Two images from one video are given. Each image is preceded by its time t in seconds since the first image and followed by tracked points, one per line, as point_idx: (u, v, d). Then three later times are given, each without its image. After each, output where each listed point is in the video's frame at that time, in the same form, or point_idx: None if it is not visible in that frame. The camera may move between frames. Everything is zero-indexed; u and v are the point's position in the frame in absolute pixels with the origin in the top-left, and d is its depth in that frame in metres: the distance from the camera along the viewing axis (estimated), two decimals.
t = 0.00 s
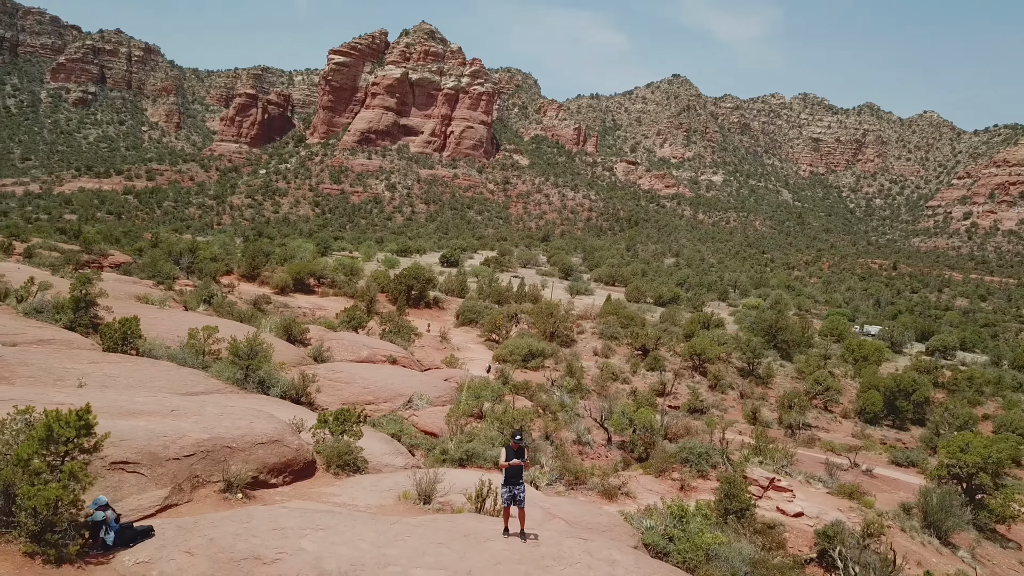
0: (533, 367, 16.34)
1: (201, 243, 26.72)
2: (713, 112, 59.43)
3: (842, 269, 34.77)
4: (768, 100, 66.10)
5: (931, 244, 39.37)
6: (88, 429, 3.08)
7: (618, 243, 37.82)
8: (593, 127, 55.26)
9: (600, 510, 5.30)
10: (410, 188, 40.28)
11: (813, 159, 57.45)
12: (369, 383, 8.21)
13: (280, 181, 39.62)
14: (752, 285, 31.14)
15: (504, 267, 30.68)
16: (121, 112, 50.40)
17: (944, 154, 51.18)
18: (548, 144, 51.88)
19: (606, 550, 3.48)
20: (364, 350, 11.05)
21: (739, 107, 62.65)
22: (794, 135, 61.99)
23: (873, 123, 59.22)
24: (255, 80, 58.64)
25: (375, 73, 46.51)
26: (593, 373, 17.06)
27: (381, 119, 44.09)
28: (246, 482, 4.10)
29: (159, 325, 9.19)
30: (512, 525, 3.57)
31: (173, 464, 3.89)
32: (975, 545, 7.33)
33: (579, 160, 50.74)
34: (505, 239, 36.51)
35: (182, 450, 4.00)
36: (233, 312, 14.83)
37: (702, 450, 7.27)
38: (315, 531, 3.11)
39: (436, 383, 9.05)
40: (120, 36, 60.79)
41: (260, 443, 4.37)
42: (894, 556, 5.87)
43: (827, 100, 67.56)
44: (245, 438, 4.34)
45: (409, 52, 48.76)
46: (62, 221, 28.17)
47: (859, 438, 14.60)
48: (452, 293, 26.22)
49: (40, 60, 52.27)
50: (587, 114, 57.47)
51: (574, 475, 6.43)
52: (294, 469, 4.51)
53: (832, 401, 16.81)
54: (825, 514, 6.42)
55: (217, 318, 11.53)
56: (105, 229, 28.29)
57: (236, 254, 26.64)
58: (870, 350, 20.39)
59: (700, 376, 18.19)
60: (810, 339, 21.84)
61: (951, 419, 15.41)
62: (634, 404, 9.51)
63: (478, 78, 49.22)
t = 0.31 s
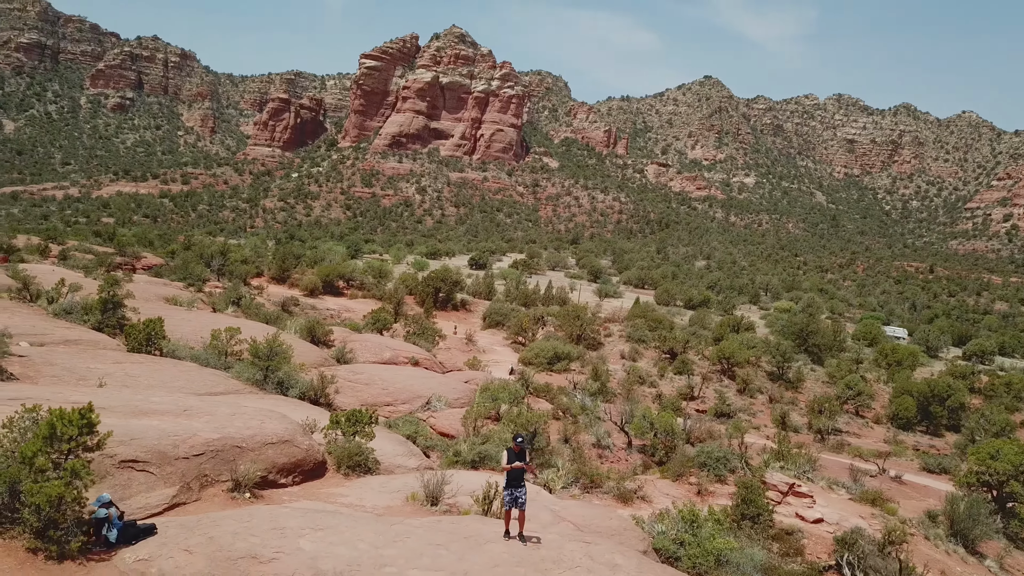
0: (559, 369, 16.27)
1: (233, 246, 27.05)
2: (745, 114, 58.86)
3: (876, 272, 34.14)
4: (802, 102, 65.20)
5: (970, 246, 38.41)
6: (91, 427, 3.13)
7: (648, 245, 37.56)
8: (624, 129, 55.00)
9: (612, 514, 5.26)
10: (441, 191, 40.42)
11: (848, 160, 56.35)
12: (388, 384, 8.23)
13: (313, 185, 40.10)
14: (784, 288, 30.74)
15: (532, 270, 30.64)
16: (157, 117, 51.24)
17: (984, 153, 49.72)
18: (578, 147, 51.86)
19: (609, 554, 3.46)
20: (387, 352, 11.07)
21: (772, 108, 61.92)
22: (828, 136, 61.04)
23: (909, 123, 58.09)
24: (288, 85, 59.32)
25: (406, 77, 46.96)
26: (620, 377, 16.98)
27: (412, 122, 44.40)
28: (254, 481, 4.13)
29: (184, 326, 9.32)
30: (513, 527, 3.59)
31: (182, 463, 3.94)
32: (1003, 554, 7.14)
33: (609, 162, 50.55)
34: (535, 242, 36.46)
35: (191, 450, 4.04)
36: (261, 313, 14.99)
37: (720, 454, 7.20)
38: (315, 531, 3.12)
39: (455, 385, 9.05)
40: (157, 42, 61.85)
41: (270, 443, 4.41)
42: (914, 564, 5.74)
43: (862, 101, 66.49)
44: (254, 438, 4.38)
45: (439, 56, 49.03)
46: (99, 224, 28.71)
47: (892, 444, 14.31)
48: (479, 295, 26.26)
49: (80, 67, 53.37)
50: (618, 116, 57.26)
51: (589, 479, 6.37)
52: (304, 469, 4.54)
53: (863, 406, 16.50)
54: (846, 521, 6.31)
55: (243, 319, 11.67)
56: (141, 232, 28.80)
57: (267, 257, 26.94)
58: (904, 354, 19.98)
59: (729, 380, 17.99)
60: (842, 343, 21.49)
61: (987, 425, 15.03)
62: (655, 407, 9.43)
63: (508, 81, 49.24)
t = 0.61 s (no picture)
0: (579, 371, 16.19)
1: (259, 248, 27.28)
2: (773, 114, 58.21)
3: (907, 274, 33.54)
4: (831, 102, 64.34)
5: (1004, 248, 37.54)
6: (91, 425, 3.16)
7: (674, 246, 37.29)
8: (650, 130, 54.74)
9: (621, 516, 5.22)
10: (465, 193, 40.52)
11: (878, 160, 55.28)
12: (403, 384, 8.25)
13: (339, 187, 40.56)
14: (812, 289, 30.35)
15: (556, 271, 30.55)
16: (187, 120, 51.94)
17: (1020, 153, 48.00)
18: (604, 148, 51.80)
19: (609, 556, 3.44)
20: (405, 353, 11.09)
21: (800, 108, 61.15)
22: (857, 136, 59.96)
23: (941, 122, 56.86)
24: (315, 88, 59.82)
25: (431, 79, 47.20)
26: (642, 379, 16.88)
27: (438, 125, 44.69)
28: (260, 480, 4.16)
29: (203, 326, 9.44)
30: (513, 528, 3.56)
31: (188, 461, 3.97)
32: None
33: (635, 163, 50.34)
34: (559, 243, 36.38)
35: (197, 448, 4.07)
36: (282, 314, 15.09)
37: (735, 457, 7.11)
38: (312, 529, 3.12)
39: (472, 385, 9.05)
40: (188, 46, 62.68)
41: (277, 442, 4.43)
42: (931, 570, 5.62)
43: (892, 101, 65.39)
44: (261, 436, 4.41)
45: (465, 58, 49.20)
46: (129, 226, 29.12)
47: (920, 448, 14.04)
48: (502, 297, 26.26)
49: (112, 71, 54.22)
50: (644, 116, 57.02)
51: (602, 480, 6.33)
52: (311, 468, 4.56)
53: (890, 410, 16.21)
54: (863, 525, 6.20)
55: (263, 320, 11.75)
56: (169, 233, 29.18)
57: (293, 258, 27.17)
58: (933, 356, 19.59)
59: (753, 382, 17.79)
60: (870, 346, 21.17)
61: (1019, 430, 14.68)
62: (672, 409, 9.35)
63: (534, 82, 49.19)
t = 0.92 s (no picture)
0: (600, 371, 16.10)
1: (283, 249, 27.50)
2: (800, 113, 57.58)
3: (937, 275, 32.96)
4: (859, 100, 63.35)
5: None
6: (92, 422, 3.19)
7: (699, 247, 36.99)
8: (675, 130, 54.43)
9: (630, 517, 5.17)
10: (489, 194, 40.58)
11: (907, 160, 54.16)
12: (418, 384, 8.25)
13: (364, 188, 40.88)
14: (839, 290, 29.98)
15: (579, 271, 30.48)
16: (215, 123, 52.60)
17: None
18: (628, 148, 51.69)
19: (609, 558, 3.41)
20: (422, 352, 11.09)
21: (828, 107, 60.41)
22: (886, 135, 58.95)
23: (973, 121, 55.77)
24: (341, 90, 60.20)
25: (455, 81, 47.51)
26: (663, 380, 16.78)
27: (462, 126, 45.00)
28: (264, 478, 4.16)
29: (221, 326, 9.52)
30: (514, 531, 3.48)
31: (193, 459, 3.99)
32: None
33: (660, 164, 50.07)
34: (583, 243, 36.30)
35: (202, 446, 4.09)
36: (304, 313, 15.20)
37: (749, 459, 7.04)
38: (308, 527, 3.14)
39: (487, 385, 9.03)
40: (216, 49, 63.38)
41: (283, 441, 4.45)
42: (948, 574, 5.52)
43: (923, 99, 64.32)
44: (268, 435, 4.43)
45: (489, 59, 49.31)
46: (157, 227, 29.52)
47: (947, 452, 13.78)
48: (524, 297, 26.26)
49: (143, 75, 54.95)
50: (669, 116, 56.74)
51: (613, 482, 6.27)
52: (317, 467, 4.58)
53: (917, 413, 15.93)
54: (880, 529, 6.10)
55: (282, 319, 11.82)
56: (196, 234, 29.54)
57: (317, 258, 27.39)
58: (962, 359, 19.19)
59: (776, 384, 17.59)
60: (897, 347, 20.84)
61: None
62: (688, 410, 9.26)
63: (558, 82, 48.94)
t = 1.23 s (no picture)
0: (619, 372, 15.99)
1: (306, 249, 27.68)
2: (827, 111, 56.88)
3: (967, 276, 32.35)
4: (887, 99, 62.47)
5: None
6: (92, 418, 3.21)
7: (722, 247, 36.62)
8: (699, 129, 54.08)
9: (637, 518, 5.14)
10: (512, 194, 40.57)
11: (936, 159, 53.23)
12: (432, 384, 8.26)
13: (387, 189, 41.10)
14: (865, 291, 29.58)
15: (601, 272, 30.35)
16: (241, 124, 53.18)
17: None
18: (652, 147, 51.42)
19: (607, 559, 3.39)
20: (438, 352, 11.09)
21: (856, 106, 59.63)
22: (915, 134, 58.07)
23: (1004, 119, 54.78)
24: (365, 91, 60.45)
25: (479, 81, 47.82)
26: (684, 381, 16.67)
27: (485, 126, 45.25)
28: (269, 475, 4.18)
29: (238, 325, 9.60)
30: (513, 532, 3.37)
31: (198, 456, 4.02)
32: None
33: (684, 163, 49.71)
34: (605, 244, 36.16)
35: (206, 443, 4.11)
36: (324, 312, 15.28)
37: (762, 460, 6.98)
38: (305, 524, 3.14)
39: (500, 385, 9.02)
40: (242, 51, 64.02)
41: (288, 439, 4.47)
42: None
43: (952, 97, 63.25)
44: (273, 433, 4.46)
45: (512, 59, 49.41)
46: (183, 227, 29.85)
47: (973, 455, 13.50)
48: (545, 297, 26.20)
49: (170, 77, 55.57)
50: (693, 116, 56.40)
51: (623, 482, 6.23)
52: (323, 465, 4.59)
53: (943, 416, 15.64)
54: (894, 533, 6.01)
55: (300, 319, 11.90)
56: (220, 235, 29.84)
57: (339, 258, 27.54)
58: (991, 360, 18.80)
59: (799, 385, 17.38)
60: (923, 349, 20.49)
61: None
62: (704, 411, 9.19)
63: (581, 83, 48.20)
